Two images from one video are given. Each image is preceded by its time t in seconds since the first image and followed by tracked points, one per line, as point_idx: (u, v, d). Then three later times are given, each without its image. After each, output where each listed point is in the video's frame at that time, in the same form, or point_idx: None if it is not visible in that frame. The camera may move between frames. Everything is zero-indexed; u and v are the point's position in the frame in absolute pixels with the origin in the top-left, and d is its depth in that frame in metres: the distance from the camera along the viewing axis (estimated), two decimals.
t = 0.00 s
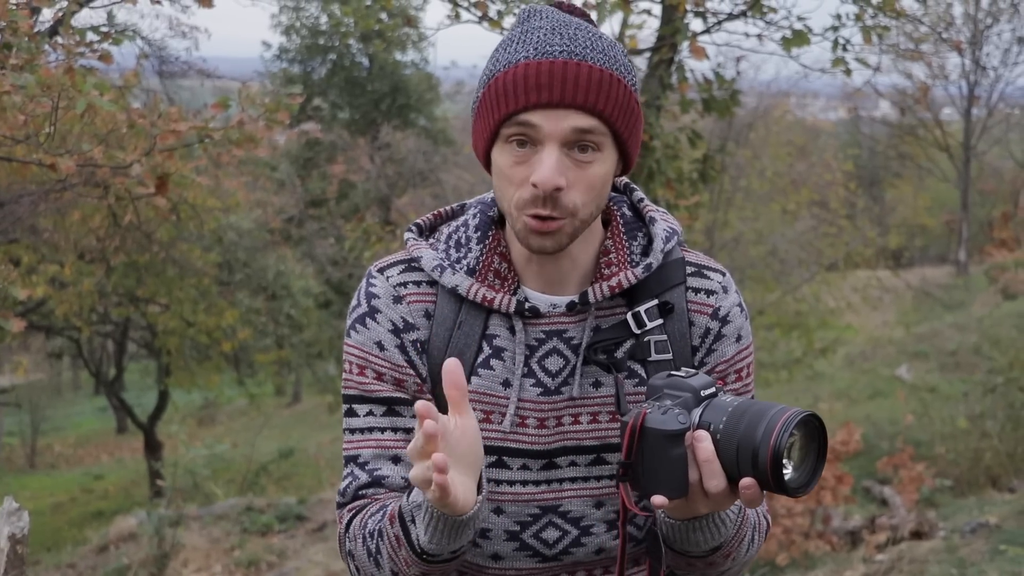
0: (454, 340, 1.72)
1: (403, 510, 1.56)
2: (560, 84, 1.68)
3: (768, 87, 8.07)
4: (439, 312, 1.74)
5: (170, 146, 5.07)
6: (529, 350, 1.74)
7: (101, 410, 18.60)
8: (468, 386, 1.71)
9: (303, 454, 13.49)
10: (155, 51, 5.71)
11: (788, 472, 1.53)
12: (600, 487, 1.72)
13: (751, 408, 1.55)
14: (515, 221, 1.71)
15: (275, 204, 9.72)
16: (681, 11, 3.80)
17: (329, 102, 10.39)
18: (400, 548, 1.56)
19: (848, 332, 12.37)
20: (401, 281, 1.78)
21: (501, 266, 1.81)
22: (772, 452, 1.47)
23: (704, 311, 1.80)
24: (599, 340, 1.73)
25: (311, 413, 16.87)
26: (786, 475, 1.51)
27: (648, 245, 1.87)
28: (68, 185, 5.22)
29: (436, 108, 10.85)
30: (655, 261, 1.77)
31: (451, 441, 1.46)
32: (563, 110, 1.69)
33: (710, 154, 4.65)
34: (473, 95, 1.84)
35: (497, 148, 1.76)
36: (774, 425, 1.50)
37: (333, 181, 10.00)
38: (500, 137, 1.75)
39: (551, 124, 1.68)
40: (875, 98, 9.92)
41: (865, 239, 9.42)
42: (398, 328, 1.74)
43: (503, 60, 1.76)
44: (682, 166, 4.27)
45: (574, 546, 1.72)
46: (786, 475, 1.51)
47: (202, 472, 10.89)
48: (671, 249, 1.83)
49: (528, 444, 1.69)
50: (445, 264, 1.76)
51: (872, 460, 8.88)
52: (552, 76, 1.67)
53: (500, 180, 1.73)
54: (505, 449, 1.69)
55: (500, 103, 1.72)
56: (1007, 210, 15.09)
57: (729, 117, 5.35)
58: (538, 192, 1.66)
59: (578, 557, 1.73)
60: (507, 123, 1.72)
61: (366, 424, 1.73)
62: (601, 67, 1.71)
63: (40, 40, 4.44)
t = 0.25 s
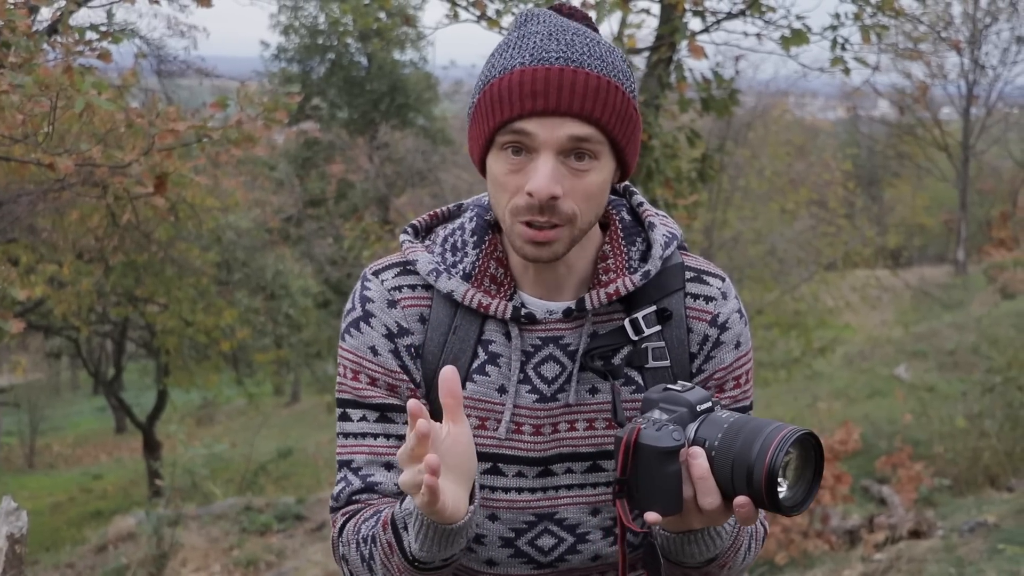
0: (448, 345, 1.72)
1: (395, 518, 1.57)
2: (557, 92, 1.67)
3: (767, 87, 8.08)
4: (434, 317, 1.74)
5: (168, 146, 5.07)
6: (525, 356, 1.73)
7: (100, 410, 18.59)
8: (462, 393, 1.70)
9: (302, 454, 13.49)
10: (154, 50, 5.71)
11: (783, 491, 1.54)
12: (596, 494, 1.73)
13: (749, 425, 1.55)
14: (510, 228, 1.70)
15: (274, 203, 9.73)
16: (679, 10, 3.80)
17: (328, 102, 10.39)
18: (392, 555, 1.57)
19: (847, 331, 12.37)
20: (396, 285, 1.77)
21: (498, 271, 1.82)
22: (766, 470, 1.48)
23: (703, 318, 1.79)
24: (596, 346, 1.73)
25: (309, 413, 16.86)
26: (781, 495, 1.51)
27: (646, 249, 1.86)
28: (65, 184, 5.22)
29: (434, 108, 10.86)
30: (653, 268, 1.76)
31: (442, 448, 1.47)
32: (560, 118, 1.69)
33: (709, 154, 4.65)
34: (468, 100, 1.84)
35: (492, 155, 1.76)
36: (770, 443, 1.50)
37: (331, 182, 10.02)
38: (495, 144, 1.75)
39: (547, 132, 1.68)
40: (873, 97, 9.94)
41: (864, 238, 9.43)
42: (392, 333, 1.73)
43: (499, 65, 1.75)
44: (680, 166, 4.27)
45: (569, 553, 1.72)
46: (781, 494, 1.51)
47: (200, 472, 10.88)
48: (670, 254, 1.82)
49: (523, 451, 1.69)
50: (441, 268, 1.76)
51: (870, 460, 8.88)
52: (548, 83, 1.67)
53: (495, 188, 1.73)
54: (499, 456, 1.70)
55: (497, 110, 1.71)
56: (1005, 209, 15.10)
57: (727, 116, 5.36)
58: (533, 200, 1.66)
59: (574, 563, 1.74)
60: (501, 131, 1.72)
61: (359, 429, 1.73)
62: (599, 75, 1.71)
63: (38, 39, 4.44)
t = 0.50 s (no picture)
0: (444, 345, 1.71)
1: (395, 522, 1.57)
2: (558, 93, 1.67)
3: (766, 85, 8.08)
4: (430, 316, 1.74)
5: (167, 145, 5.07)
6: (521, 356, 1.73)
7: (98, 409, 18.58)
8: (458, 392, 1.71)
9: (300, 453, 13.49)
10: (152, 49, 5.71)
11: (777, 494, 1.54)
12: (592, 493, 1.73)
13: (744, 428, 1.55)
14: (510, 228, 1.70)
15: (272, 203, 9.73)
16: (677, 9, 3.80)
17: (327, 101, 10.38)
18: (391, 558, 1.57)
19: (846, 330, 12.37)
20: (392, 284, 1.77)
21: (494, 270, 1.80)
22: (761, 474, 1.47)
23: (700, 317, 1.79)
24: (593, 346, 1.73)
25: (308, 412, 16.85)
26: (775, 497, 1.51)
27: (644, 248, 1.86)
28: (64, 184, 5.22)
29: (433, 107, 10.85)
30: (649, 267, 1.76)
31: (445, 455, 1.47)
32: (561, 119, 1.69)
33: (708, 153, 4.65)
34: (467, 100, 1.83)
35: (491, 156, 1.75)
36: (764, 446, 1.50)
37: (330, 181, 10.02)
38: (494, 144, 1.74)
39: (547, 132, 1.68)
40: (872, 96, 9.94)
41: (862, 237, 9.43)
42: (388, 332, 1.73)
43: (499, 65, 1.75)
44: (679, 165, 4.27)
45: (567, 552, 1.72)
46: (775, 497, 1.51)
47: (199, 471, 10.87)
48: (667, 253, 1.83)
49: (520, 451, 1.70)
50: (437, 268, 1.75)
51: (869, 459, 8.88)
52: (549, 84, 1.67)
53: (494, 188, 1.73)
54: (496, 455, 1.70)
55: (497, 109, 1.71)
56: (1004, 208, 15.11)
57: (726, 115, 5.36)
58: (533, 201, 1.65)
59: (571, 563, 1.73)
60: (501, 131, 1.72)
61: (355, 429, 1.73)
62: (599, 76, 1.71)
63: (36, 38, 4.44)
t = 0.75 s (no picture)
0: (442, 337, 1.71)
1: (420, 517, 1.51)
2: (575, 104, 1.62)
3: (765, 85, 8.08)
4: (429, 309, 1.73)
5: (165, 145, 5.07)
6: (519, 348, 1.72)
7: (97, 408, 18.57)
8: (456, 384, 1.70)
9: (299, 452, 13.48)
10: (151, 49, 5.70)
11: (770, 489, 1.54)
12: (589, 484, 1.71)
13: (752, 425, 1.55)
14: (524, 234, 1.67)
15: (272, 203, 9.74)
16: (676, 9, 3.80)
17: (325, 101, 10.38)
18: (407, 553, 1.52)
19: (845, 329, 12.37)
20: (392, 277, 1.76)
21: (492, 264, 1.79)
22: (755, 470, 1.48)
23: (697, 310, 1.78)
24: (591, 338, 1.72)
25: (307, 412, 16.84)
26: (768, 493, 1.52)
27: (640, 243, 1.86)
28: (63, 183, 5.21)
29: (432, 107, 10.84)
30: (646, 260, 1.75)
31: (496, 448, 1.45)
32: (578, 129, 1.64)
33: (707, 153, 4.66)
34: (470, 101, 1.75)
35: (502, 163, 1.70)
36: (758, 443, 1.51)
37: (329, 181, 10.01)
38: (506, 153, 1.68)
39: (565, 144, 1.63)
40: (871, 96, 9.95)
41: (861, 236, 9.43)
42: (387, 324, 1.72)
43: (509, 74, 1.67)
44: (678, 165, 4.27)
45: (565, 545, 1.70)
46: (767, 492, 1.52)
47: (198, 470, 10.86)
48: (664, 248, 1.81)
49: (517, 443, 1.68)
50: (437, 261, 1.75)
51: (867, 458, 8.88)
52: (567, 96, 1.62)
53: (507, 194, 1.68)
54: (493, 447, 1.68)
55: (512, 119, 1.64)
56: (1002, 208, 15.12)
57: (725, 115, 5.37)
58: (552, 211, 1.62)
59: (570, 556, 1.71)
60: (515, 141, 1.66)
61: (351, 420, 1.70)
62: (612, 83, 1.67)
63: (35, 38, 4.43)
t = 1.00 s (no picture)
0: (445, 329, 1.67)
1: (477, 532, 1.55)
2: (579, 97, 1.61)
3: (764, 84, 8.08)
4: (432, 301, 1.70)
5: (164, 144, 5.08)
6: (519, 340, 1.68)
7: (96, 407, 18.57)
8: (458, 374, 1.66)
9: (298, 452, 13.48)
10: (150, 48, 5.68)
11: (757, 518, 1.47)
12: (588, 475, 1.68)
13: (766, 454, 1.45)
14: (534, 230, 1.65)
15: (271, 202, 9.75)
16: (676, 9, 3.80)
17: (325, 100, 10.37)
18: (459, 561, 1.55)
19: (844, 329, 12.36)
20: (396, 269, 1.73)
21: (495, 257, 1.77)
22: (746, 505, 1.40)
23: (693, 303, 1.73)
24: (588, 329, 1.67)
25: (306, 411, 16.84)
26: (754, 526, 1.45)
27: (639, 237, 1.82)
28: (62, 182, 5.20)
29: (432, 106, 10.83)
30: (643, 253, 1.71)
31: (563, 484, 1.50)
32: (583, 121, 1.62)
33: (707, 152, 4.66)
34: (471, 101, 1.73)
35: (508, 161, 1.67)
36: (760, 476, 1.41)
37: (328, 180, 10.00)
38: (513, 151, 1.66)
39: (572, 137, 1.62)
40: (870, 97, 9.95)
41: (860, 237, 9.43)
42: (392, 316, 1.68)
43: (511, 74, 1.66)
44: (677, 165, 4.27)
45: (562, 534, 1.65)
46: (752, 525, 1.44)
47: (196, 470, 10.85)
48: (661, 242, 1.76)
49: (516, 433, 1.65)
50: (440, 254, 1.72)
51: (866, 459, 8.88)
52: (572, 89, 1.60)
53: (516, 192, 1.66)
54: (495, 437, 1.66)
55: (516, 114, 1.62)
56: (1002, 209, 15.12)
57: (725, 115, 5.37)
58: (562, 204, 1.61)
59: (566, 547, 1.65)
60: (521, 138, 1.64)
61: (362, 410, 1.67)
62: (611, 75, 1.66)
63: (34, 37, 4.43)
